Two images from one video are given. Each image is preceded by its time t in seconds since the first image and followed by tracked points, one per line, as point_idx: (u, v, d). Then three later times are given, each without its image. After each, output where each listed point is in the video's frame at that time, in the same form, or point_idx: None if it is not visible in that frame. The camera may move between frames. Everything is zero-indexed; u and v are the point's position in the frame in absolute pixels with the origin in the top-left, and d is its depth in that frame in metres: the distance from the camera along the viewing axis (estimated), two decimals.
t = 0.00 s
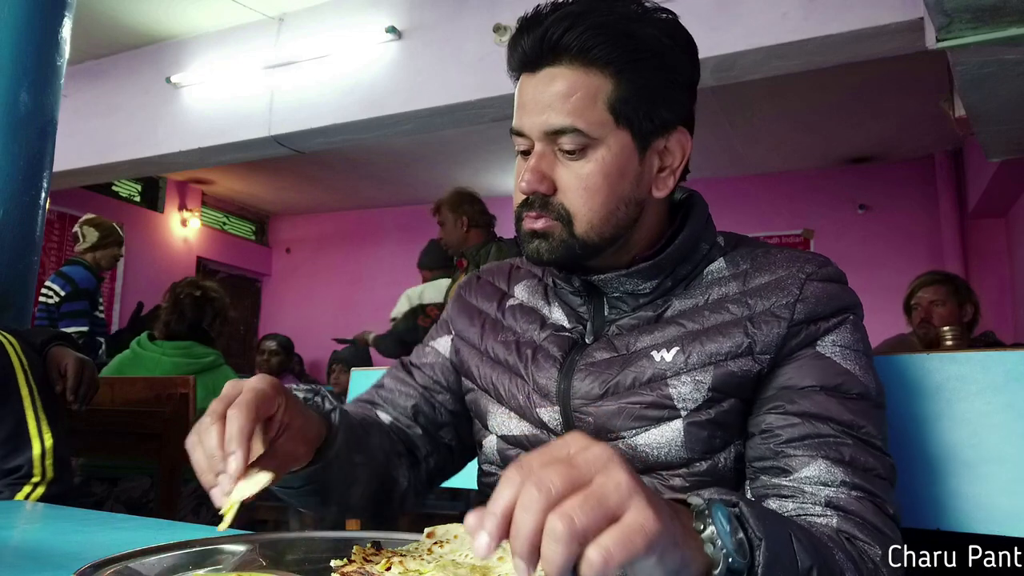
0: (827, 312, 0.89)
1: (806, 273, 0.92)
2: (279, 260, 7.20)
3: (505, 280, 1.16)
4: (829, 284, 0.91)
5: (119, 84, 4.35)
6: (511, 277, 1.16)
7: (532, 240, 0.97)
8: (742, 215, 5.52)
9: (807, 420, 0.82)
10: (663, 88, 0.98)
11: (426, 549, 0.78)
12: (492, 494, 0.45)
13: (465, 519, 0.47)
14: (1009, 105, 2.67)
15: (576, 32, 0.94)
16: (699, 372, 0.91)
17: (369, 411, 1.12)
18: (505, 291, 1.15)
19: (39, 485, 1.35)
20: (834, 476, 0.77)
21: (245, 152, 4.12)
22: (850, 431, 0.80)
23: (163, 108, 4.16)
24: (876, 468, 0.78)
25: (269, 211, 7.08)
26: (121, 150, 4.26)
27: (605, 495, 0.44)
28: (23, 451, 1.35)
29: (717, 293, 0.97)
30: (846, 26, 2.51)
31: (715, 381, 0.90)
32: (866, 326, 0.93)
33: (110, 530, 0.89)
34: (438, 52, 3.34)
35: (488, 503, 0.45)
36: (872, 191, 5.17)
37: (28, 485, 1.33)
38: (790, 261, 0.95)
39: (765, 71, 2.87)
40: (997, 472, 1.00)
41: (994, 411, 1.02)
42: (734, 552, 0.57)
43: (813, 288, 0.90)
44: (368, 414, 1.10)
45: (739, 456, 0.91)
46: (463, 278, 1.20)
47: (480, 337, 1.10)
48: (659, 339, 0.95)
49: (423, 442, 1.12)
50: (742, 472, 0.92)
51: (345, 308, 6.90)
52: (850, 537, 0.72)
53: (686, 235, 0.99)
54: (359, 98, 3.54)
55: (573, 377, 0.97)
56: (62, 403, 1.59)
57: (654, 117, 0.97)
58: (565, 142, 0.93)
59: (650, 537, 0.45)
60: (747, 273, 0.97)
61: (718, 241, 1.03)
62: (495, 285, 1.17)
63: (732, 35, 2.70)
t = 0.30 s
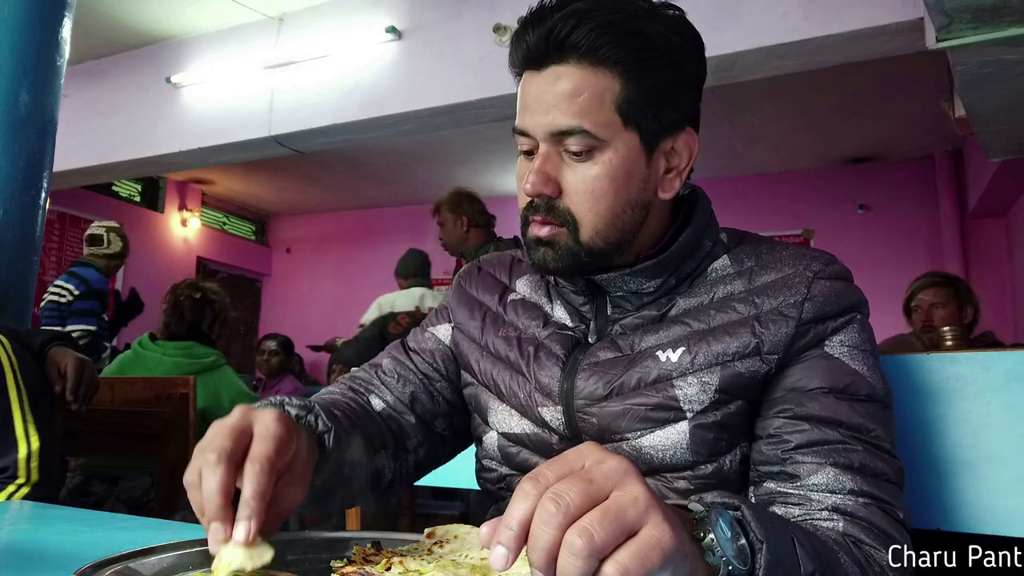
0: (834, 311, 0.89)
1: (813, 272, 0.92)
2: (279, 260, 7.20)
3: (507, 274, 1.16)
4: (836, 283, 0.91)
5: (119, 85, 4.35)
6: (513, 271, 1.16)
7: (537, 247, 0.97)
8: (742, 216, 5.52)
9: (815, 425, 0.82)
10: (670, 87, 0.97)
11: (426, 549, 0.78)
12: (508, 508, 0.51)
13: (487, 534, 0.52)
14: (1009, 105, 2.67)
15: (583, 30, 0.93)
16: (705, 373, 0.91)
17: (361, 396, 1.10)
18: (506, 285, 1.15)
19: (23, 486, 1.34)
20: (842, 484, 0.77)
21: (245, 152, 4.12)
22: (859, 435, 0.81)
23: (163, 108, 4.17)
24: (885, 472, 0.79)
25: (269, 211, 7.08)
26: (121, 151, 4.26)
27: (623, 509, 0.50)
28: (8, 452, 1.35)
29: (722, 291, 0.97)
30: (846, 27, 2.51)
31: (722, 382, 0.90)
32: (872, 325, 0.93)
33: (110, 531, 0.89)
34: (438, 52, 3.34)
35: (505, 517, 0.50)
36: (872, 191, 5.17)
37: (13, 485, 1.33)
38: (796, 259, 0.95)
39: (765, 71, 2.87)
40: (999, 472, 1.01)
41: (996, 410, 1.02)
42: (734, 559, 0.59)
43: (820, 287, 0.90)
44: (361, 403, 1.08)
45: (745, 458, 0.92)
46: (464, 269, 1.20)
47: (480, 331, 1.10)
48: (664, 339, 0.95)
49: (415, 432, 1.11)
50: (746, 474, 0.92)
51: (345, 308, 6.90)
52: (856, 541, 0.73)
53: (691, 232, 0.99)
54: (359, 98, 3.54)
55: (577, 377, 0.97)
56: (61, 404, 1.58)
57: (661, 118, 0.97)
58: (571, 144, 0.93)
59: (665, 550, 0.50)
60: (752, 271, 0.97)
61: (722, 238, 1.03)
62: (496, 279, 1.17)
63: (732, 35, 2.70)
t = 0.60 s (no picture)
0: (835, 313, 0.89)
1: (813, 273, 0.92)
2: (279, 260, 7.20)
3: (504, 273, 1.16)
4: (836, 284, 0.91)
5: (119, 85, 4.35)
6: (511, 269, 1.16)
7: (534, 246, 0.98)
8: (742, 216, 5.52)
9: (816, 429, 0.82)
10: (668, 88, 0.97)
11: (426, 548, 0.78)
12: (508, 508, 0.51)
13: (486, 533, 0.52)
14: (1009, 105, 2.67)
15: (579, 28, 0.93)
16: (704, 375, 0.91)
17: (359, 396, 1.10)
18: (504, 284, 1.15)
19: (67, 470, 1.36)
20: (843, 488, 0.77)
21: (245, 152, 4.12)
22: (861, 439, 0.81)
23: (163, 108, 4.16)
24: (887, 476, 0.79)
25: (269, 211, 7.08)
26: (121, 151, 4.26)
27: (624, 506, 0.50)
28: (41, 442, 1.36)
29: (721, 291, 0.97)
30: (846, 27, 2.51)
31: (720, 386, 0.90)
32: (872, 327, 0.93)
33: (110, 531, 0.89)
34: (438, 52, 3.34)
35: (505, 517, 0.50)
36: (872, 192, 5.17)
37: (55, 472, 1.34)
38: (797, 260, 0.95)
39: (765, 71, 2.87)
40: (1000, 472, 1.01)
41: (996, 410, 1.02)
42: (734, 559, 0.59)
43: (820, 288, 0.90)
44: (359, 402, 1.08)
45: (744, 461, 0.92)
46: (462, 267, 1.20)
47: (477, 331, 1.10)
48: (662, 340, 0.95)
49: (410, 432, 1.11)
50: (745, 477, 0.92)
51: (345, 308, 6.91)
52: (857, 543, 0.73)
53: (690, 232, 0.99)
54: (359, 98, 3.54)
55: (574, 378, 0.97)
56: (61, 404, 1.59)
57: (656, 119, 0.97)
58: (563, 144, 0.93)
59: (665, 549, 0.50)
60: (751, 271, 0.97)
61: (721, 237, 1.03)
62: (494, 277, 1.17)
63: (732, 35, 2.71)
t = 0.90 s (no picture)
0: (837, 312, 0.89)
1: (814, 273, 0.92)
2: (279, 260, 7.20)
3: (503, 270, 1.16)
4: (837, 283, 0.91)
5: (119, 84, 4.36)
6: (510, 267, 1.16)
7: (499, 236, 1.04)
8: (742, 216, 5.52)
9: (818, 432, 0.82)
10: (618, 93, 0.91)
11: (426, 549, 0.78)
12: (510, 507, 0.51)
13: (488, 532, 0.52)
14: (1009, 105, 2.67)
15: (527, 26, 0.93)
16: (703, 375, 0.90)
17: (361, 392, 1.10)
18: (502, 282, 1.15)
19: (51, 482, 1.34)
20: (845, 492, 0.78)
21: (245, 152, 4.12)
22: (863, 442, 0.81)
23: (163, 108, 4.17)
24: (889, 478, 0.80)
25: (269, 211, 7.09)
26: (121, 151, 4.26)
27: (624, 506, 0.50)
28: (30, 450, 1.35)
29: (720, 289, 0.97)
30: (846, 27, 2.51)
31: (719, 385, 0.89)
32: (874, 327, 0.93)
33: (110, 530, 0.89)
34: (438, 52, 3.34)
35: (506, 515, 0.50)
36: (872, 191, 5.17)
37: (40, 483, 1.32)
38: (797, 259, 0.95)
39: (765, 71, 2.87)
40: (1001, 471, 1.01)
41: (997, 410, 1.02)
42: (734, 558, 0.59)
43: (822, 288, 0.90)
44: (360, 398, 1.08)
45: (743, 461, 0.92)
46: (460, 264, 1.20)
47: (475, 330, 1.10)
48: (660, 339, 0.95)
49: (412, 430, 1.12)
50: (744, 477, 0.93)
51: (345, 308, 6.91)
52: (859, 546, 0.74)
53: (688, 230, 0.98)
54: (359, 98, 3.54)
55: (572, 378, 0.97)
56: (62, 404, 1.59)
57: (594, 125, 0.93)
58: (511, 144, 0.97)
59: (665, 548, 0.51)
60: (751, 270, 0.97)
61: (720, 235, 1.03)
62: (493, 274, 1.17)
63: (732, 35, 2.71)
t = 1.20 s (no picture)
0: (838, 312, 0.89)
1: (815, 272, 0.92)
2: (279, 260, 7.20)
3: (502, 268, 1.16)
4: (838, 283, 0.91)
5: (119, 84, 4.36)
6: (509, 264, 1.16)
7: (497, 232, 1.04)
8: (742, 216, 5.52)
9: (821, 434, 0.82)
10: (617, 86, 0.91)
11: (426, 549, 0.78)
12: (511, 506, 0.50)
13: (489, 532, 0.52)
14: (1009, 105, 2.67)
15: (526, 19, 0.94)
16: (704, 375, 0.90)
17: (361, 391, 1.09)
18: (501, 280, 1.15)
19: (45, 482, 1.36)
20: (847, 494, 0.78)
21: (245, 152, 4.12)
22: (865, 445, 0.81)
23: (163, 108, 4.17)
24: (890, 479, 0.80)
25: (269, 211, 7.09)
26: (121, 151, 4.26)
27: (625, 506, 0.50)
28: (26, 450, 1.36)
29: (720, 287, 0.97)
30: (847, 27, 2.51)
31: (720, 385, 0.89)
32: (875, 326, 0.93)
33: (110, 530, 0.89)
34: (438, 52, 3.34)
35: (507, 514, 0.50)
36: (872, 191, 5.17)
37: (35, 483, 1.34)
38: (798, 258, 0.95)
39: (766, 71, 2.87)
40: (1003, 471, 1.01)
41: (998, 410, 1.02)
42: (734, 558, 0.59)
43: (823, 287, 0.90)
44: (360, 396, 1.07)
45: (743, 462, 0.92)
46: (459, 261, 1.20)
47: (474, 328, 1.10)
48: (660, 338, 0.95)
49: (413, 428, 1.12)
50: (744, 478, 0.93)
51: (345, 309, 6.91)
52: (861, 548, 0.74)
53: (688, 228, 0.98)
54: (359, 98, 3.54)
55: (572, 377, 0.97)
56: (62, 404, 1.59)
57: (592, 117, 0.93)
58: (511, 137, 0.97)
59: (666, 548, 0.50)
60: (752, 268, 0.97)
61: (720, 233, 1.03)
62: (492, 273, 1.17)
63: (731, 35, 2.71)
